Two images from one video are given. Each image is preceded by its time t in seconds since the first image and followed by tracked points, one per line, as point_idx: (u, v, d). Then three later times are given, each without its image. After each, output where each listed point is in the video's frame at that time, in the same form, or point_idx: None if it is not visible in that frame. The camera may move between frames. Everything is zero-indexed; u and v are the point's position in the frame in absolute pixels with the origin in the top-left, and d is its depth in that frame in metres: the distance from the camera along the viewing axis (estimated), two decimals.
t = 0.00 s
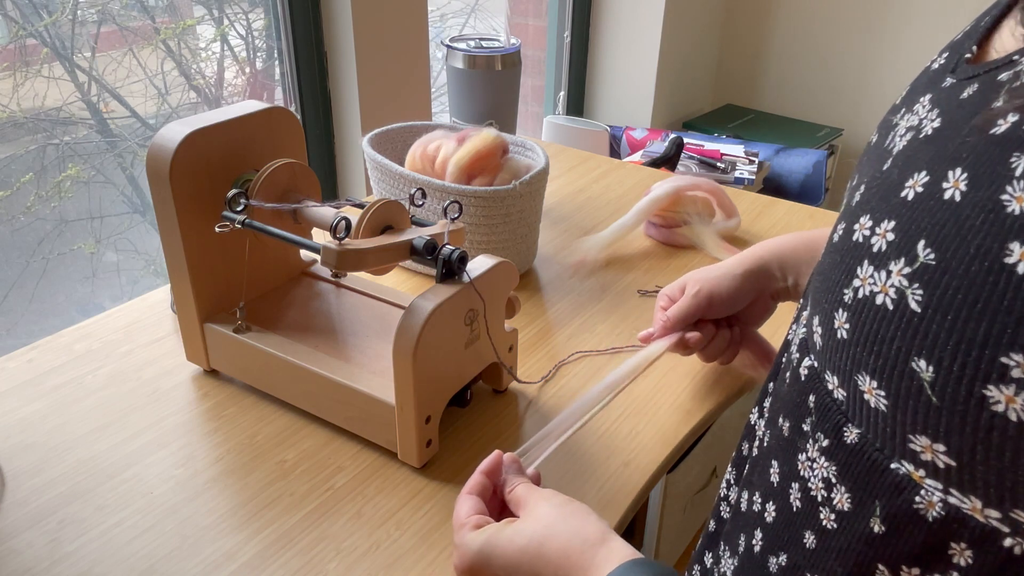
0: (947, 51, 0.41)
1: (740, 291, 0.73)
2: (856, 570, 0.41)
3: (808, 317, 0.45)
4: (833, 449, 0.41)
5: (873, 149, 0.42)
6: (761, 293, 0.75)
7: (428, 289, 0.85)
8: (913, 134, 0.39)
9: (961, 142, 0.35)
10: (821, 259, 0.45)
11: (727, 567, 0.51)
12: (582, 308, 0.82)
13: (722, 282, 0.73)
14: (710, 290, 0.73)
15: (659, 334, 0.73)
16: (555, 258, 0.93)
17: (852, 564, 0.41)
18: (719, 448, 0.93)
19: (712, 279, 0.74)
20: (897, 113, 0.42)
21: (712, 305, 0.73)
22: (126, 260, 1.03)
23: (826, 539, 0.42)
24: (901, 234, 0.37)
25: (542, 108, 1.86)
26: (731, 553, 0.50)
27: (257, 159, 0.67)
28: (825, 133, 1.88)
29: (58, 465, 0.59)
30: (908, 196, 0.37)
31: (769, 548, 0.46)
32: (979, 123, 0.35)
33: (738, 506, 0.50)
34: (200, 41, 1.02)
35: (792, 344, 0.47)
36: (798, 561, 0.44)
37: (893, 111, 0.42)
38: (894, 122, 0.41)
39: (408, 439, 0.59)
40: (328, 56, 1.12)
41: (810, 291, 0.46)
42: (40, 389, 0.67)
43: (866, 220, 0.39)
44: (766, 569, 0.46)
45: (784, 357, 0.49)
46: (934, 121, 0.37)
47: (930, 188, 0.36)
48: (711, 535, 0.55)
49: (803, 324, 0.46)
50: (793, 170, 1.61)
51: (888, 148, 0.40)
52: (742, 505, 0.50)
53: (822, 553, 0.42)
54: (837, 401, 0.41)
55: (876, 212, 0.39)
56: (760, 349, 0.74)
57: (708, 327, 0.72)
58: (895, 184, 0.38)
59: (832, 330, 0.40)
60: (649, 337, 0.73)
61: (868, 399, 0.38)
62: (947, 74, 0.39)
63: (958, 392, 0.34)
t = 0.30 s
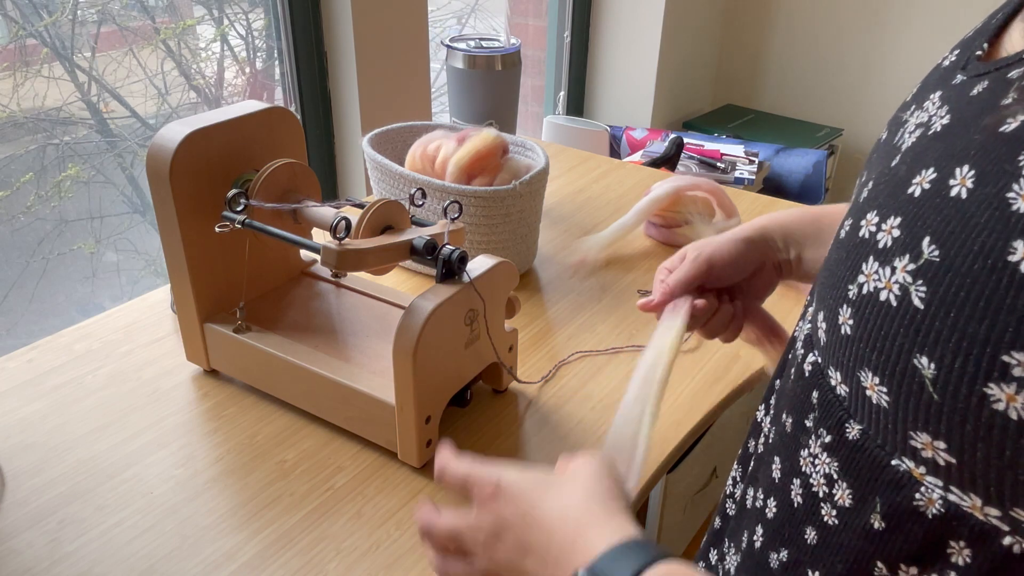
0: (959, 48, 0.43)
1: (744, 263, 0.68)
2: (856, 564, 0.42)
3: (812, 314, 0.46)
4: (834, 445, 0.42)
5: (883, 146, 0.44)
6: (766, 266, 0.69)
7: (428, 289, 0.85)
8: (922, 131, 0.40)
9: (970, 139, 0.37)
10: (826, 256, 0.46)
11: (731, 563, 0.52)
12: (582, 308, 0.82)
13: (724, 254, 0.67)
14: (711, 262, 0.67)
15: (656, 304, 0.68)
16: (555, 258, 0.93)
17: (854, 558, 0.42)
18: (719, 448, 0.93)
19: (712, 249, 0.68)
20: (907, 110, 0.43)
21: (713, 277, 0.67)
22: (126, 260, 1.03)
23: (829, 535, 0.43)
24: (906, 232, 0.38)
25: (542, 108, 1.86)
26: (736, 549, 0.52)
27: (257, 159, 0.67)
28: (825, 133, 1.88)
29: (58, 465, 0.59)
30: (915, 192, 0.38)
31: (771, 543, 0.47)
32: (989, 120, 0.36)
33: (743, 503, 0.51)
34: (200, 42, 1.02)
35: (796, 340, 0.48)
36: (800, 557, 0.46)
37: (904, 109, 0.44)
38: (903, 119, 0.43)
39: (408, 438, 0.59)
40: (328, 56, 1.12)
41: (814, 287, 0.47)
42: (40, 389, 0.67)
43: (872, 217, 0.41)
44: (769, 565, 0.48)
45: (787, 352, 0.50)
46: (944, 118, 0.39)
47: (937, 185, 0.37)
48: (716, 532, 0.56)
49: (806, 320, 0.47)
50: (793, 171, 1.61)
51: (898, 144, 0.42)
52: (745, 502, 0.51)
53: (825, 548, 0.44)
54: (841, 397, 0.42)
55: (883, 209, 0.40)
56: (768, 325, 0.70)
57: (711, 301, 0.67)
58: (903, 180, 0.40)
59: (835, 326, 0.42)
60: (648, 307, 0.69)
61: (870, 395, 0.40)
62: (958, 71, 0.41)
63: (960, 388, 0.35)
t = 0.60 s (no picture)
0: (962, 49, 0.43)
1: (740, 230, 0.71)
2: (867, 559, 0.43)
3: (813, 313, 0.47)
4: (837, 443, 0.43)
5: (886, 145, 0.45)
6: (762, 236, 0.72)
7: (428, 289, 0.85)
8: (922, 127, 0.41)
9: (968, 135, 0.37)
10: (829, 254, 0.47)
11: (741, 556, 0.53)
12: (582, 308, 0.82)
13: (722, 217, 0.70)
14: (709, 222, 0.70)
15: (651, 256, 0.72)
16: (555, 258, 0.93)
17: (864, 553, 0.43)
18: (719, 448, 0.93)
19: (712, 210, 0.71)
20: (910, 109, 0.44)
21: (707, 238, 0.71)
22: (126, 260, 1.03)
23: (836, 529, 0.45)
24: (907, 227, 0.39)
25: (542, 108, 1.86)
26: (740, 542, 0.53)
27: (257, 159, 0.67)
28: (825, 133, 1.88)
29: (58, 465, 0.59)
30: (915, 187, 0.39)
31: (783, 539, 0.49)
32: (986, 117, 0.37)
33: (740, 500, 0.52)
34: (200, 41, 1.02)
35: (796, 338, 0.49)
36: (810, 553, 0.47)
37: (908, 107, 0.45)
38: (906, 117, 0.44)
39: (408, 439, 0.59)
40: (328, 56, 1.12)
41: (816, 286, 0.49)
42: (40, 389, 0.67)
43: (872, 214, 0.42)
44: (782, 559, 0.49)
45: (788, 351, 0.51)
46: (943, 115, 0.40)
47: (936, 180, 0.38)
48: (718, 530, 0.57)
49: (808, 318, 0.48)
50: (793, 171, 1.61)
51: (898, 142, 0.43)
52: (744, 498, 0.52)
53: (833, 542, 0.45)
54: (841, 395, 0.43)
55: (883, 206, 0.41)
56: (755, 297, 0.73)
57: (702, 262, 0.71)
58: (903, 177, 0.40)
59: (837, 324, 0.43)
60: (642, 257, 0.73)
61: (872, 392, 0.40)
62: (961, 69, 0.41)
63: (962, 384, 0.36)
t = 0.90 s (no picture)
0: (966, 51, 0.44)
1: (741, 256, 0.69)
2: (848, 555, 0.43)
3: (812, 309, 0.47)
4: (828, 436, 0.43)
5: (888, 145, 0.45)
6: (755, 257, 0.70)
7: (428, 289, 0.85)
8: (922, 127, 0.41)
9: (964, 133, 0.38)
10: (828, 252, 0.47)
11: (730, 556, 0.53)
12: (582, 309, 0.82)
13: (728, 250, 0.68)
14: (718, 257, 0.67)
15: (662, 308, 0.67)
16: (555, 259, 0.93)
17: (844, 549, 0.43)
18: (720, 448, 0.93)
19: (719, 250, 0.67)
20: (913, 110, 0.44)
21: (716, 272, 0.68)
22: (126, 260, 1.03)
23: (819, 526, 0.44)
24: (900, 222, 0.39)
25: (542, 108, 1.86)
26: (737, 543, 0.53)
27: (257, 159, 0.67)
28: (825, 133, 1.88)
29: (58, 466, 0.59)
30: (911, 184, 0.39)
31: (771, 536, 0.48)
32: (986, 116, 0.37)
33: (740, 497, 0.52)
34: (200, 41, 1.02)
35: (796, 336, 0.49)
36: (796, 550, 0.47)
37: (910, 108, 0.45)
38: (909, 119, 0.44)
39: (408, 439, 0.59)
40: (328, 56, 1.12)
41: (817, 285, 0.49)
42: (39, 389, 0.67)
43: (870, 210, 0.42)
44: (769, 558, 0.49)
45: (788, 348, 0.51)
46: (942, 116, 0.40)
47: (931, 177, 0.38)
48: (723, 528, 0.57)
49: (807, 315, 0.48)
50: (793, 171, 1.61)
51: (900, 142, 0.43)
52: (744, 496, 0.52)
53: (816, 539, 0.45)
54: (833, 388, 0.43)
55: (880, 203, 0.41)
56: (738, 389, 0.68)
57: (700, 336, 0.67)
58: (900, 174, 0.41)
59: (831, 317, 0.43)
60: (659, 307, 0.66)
61: (861, 383, 0.40)
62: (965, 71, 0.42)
63: (946, 375, 0.36)
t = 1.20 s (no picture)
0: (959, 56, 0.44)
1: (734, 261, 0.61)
2: (846, 559, 0.43)
3: (810, 313, 0.47)
4: (828, 439, 0.43)
5: (883, 150, 0.45)
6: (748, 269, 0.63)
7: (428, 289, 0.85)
8: (917, 131, 0.41)
9: (960, 136, 0.38)
10: (825, 256, 0.47)
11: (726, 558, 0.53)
12: (583, 309, 0.82)
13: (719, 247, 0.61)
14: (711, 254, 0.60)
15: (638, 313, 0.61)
16: (555, 259, 0.93)
17: (843, 553, 0.43)
18: (719, 448, 0.93)
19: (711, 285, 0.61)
20: (908, 114, 0.44)
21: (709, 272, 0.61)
22: (126, 260, 1.03)
23: (820, 529, 0.44)
24: (898, 224, 0.39)
25: (542, 108, 1.86)
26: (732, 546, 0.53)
27: (257, 159, 0.67)
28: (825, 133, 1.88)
29: (58, 466, 0.59)
30: (909, 187, 0.39)
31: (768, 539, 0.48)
32: (984, 118, 0.37)
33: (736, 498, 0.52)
34: (200, 41, 1.02)
35: (792, 339, 0.49)
36: (792, 553, 0.46)
37: (905, 113, 0.45)
38: (903, 123, 0.44)
39: (408, 439, 0.59)
40: (328, 56, 1.12)
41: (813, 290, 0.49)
42: (39, 389, 0.67)
43: (867, 213, 0.42)
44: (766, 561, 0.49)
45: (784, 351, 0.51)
46: (938, 119, 0.40)
47: (929, 180, 0.38)
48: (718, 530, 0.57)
49: (805, 319, 0.48)
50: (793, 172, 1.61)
51: (896, 144, 0.43)
52: (740, 498, 0.52)
53: (817, 542, 0.44)
54: (832, 391, 0.43)
55: (877, 206, 0.41)
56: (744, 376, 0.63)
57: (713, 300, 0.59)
58: (897, 178, 0.41)
59: (829, 320, 0.43)
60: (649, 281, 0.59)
61: (860, 386, 0.40)
62: (956, 76, 0.42)
63: (945, 376, 0.36)
